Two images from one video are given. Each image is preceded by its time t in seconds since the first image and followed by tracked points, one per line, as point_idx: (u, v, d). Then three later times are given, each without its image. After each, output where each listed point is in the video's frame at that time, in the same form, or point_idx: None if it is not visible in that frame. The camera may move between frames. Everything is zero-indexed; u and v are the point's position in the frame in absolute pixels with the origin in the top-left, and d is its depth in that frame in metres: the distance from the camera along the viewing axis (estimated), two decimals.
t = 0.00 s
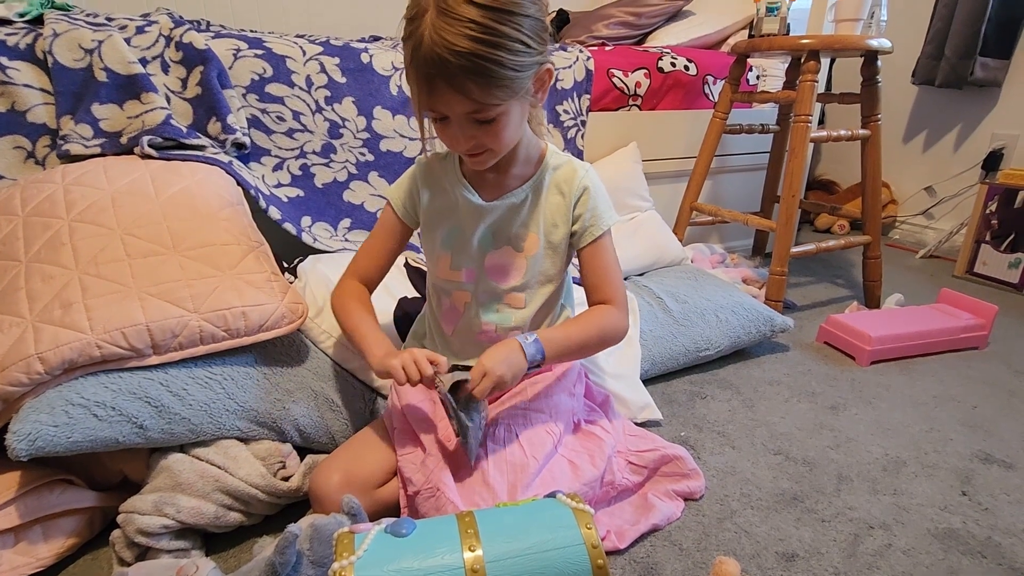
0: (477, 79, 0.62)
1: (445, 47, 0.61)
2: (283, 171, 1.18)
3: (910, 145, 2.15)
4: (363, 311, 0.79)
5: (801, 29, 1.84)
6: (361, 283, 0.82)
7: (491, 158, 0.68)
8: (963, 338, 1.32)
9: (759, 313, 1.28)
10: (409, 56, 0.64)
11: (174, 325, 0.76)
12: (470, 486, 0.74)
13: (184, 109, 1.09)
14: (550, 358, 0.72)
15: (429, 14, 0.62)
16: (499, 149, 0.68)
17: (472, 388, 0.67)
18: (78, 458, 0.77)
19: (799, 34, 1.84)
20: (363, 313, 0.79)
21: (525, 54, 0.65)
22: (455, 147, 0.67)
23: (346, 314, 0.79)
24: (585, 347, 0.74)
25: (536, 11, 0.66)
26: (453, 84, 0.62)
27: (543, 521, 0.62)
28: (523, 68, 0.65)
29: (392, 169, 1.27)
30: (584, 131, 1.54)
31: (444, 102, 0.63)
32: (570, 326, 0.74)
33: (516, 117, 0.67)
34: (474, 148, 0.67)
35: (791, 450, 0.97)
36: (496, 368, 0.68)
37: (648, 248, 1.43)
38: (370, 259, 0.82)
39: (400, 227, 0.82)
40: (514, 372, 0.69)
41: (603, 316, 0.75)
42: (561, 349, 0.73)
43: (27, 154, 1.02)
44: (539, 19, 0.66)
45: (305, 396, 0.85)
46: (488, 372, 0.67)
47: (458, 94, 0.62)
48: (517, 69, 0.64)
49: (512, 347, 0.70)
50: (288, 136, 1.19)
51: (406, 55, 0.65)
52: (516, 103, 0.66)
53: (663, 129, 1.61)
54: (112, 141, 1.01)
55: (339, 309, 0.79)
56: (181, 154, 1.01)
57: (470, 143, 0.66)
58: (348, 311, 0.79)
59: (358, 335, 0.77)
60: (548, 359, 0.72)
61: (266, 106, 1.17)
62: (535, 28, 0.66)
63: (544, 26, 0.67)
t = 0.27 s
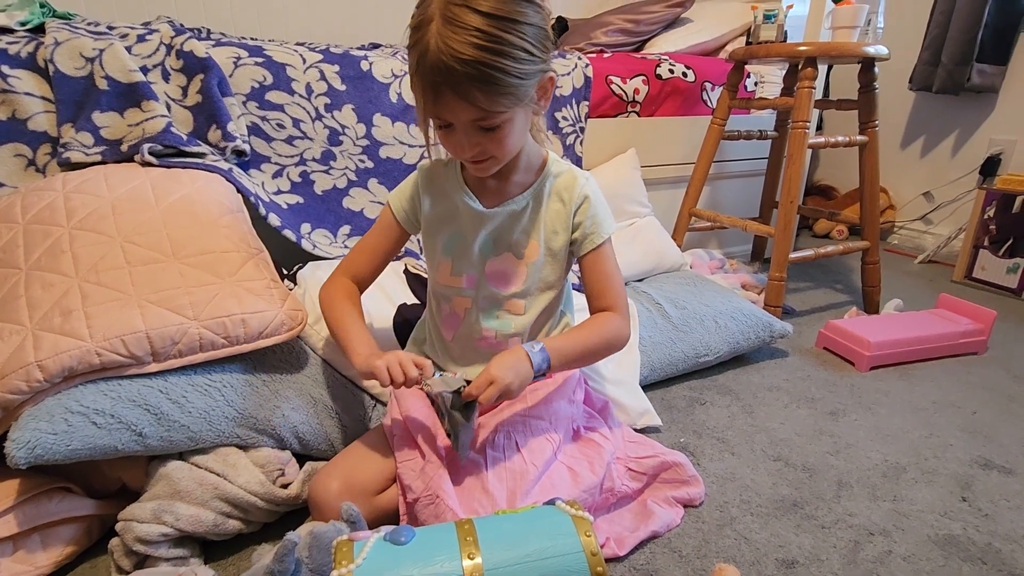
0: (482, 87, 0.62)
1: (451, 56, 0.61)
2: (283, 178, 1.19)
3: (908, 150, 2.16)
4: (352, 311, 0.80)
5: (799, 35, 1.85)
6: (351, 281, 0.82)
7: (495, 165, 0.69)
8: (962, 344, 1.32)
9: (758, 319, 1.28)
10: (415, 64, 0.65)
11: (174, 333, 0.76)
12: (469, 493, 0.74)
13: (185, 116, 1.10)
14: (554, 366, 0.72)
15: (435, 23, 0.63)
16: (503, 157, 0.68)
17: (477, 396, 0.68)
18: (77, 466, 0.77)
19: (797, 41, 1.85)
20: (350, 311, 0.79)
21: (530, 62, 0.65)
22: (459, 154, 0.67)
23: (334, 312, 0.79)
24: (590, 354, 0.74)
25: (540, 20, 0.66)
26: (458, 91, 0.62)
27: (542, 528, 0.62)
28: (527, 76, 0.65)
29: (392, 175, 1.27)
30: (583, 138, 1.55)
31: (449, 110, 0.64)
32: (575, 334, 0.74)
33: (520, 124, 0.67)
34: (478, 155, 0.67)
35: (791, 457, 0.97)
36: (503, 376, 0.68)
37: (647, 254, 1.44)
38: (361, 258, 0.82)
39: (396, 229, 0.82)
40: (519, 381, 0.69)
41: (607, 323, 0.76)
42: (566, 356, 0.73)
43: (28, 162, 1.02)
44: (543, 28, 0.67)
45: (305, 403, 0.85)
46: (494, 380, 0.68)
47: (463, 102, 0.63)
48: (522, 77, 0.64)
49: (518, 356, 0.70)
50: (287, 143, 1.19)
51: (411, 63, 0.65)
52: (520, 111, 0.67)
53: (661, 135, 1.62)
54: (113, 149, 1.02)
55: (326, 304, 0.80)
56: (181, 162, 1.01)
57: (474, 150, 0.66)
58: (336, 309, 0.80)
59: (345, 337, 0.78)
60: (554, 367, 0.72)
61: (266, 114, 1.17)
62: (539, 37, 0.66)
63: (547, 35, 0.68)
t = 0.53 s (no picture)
0: (485, 98, 0.63)
1: (454, 67, 0.62)
2: (283, 187, 1.19)
3: (904, 157, 2.17)
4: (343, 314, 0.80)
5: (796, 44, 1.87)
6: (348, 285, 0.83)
7: (496, 174, 0.69)
8: (959, 350, 1.32)
9: (756, 326, 1.28)
10: (417, 75, 0.65)
11: (174, 341, 0.77)
12: (467, 502, 0.74)
13: (186, 126, 1.11)
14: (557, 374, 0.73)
15: (437, 35, 0.64)
16: (503, 166, 0.69)
17: (483, 408, 0.67)
18: (77, 475, 0.77)
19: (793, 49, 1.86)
20: (343, 314, 0.80)
21: (531, 74, 0.66)
22: (460, 163, 0.68)
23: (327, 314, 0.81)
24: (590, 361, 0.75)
25: (540, 32, 0.67)
26: (460, 103, 0.63)
27: (540, 536, 0.63)
28: (529, 88, 0.66)
29: (391, 183, 1.28)
30: (582, 146, 1.56)
31: (451, 121, 0.64)
32: (576, 342, 0.75)
33: (520, 135, 0.68)
34: (479, 165, 0.68)
35: (789, 464, 0.97)
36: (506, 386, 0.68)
37: (646, 261, 1.45)
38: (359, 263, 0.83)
39: (392, 236, 0.83)
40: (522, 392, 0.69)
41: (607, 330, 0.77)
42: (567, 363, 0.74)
43: (30, 171, 1.03)
44: (544, 40, 0.67)
45: (304, 410, 0.86)
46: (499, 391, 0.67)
47: (465, 113, 0.63)
48: (523, 88, 0.65)
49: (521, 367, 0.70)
50: (287, 152, 1.20)
51: (414, 74, 0.66)
52: (521, 122, 0.67)
53: (659, 143, 1.63)
54: (114, 158, 1.02)
55: (320, 306, 0.81)
56: (182, 171, 1.02)
57: (476, 160, 0.67)
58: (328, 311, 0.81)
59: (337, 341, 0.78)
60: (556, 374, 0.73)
61: (267, 123, 1.18)
62: (540, 49, 0.67)
63: (548, 46, 0.69)
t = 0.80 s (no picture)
0: (486, 103, 0.63)
1: (455, 72, 0.62)
2: (284, 189, 1.19)
3: (904, 161, 2.17)
4: (343, 312, 0.81)
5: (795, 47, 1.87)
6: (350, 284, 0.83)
7: (497, 178, 0.70)
8: (959, 353, 1.32)
9: (757, 328, 1.28)
10: (419, 78, 0.65)
11: (174, 343, 0.76)
12: (468, 504, 0.74)
13: (187, 128, 1.11)
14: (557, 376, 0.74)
15: (439, 39, 0.64)
16: (504, 169, 0.69)
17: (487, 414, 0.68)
18: (77, 477, 0.77)
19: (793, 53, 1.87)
20: (343, 315, 0.80)
21: (533, 79, 0.66)
22: (462, 166, 0.68)
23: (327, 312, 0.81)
24: (591, 363, 0.76)
25: (542, 37, 0.67)
26: (462, 107, 0.63)
27: (541, 538, 0.63)
28: (530, 93, 0.66)
29: (392, 186, 1.28)
30: (582, 149, 1.56)
31: (452, 124, 0.65)
32: (577, 343, 0.76)
33: (521, 139, 0.68)
34: (480, 168, 0.68)
35: (790, 466, 0.97)
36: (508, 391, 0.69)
37: (646, 263, 1.45)
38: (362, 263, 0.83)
39: (392, 236, 0.83)
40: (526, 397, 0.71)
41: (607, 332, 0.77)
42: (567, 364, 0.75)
43: (31, 173, 1.03)
44: (546, 45, 0.68)
45: (305, 413, 0.85)
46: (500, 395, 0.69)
47: (467, 117, 0.64)
48: (525, 93, 0.65)
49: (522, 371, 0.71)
50: (288, 154, 1.20)
51: (415, 77, 0.66)
52: (522, 126, 0.68)
53: (659, 146, 1.63)
54: (116, 161, 1.03)
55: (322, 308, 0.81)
56: (183, 173, 1.02)
57: (477, 164, 0.67)
58: (328, 309, 0.81)
59: (337, 339, 0.79)
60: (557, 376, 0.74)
61: (268, 125, 1.18)
62: (541, 53, 0.67)
63: (550, 51, 0.69)
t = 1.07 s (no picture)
0: (485, 104, 0.63)
1: (455, 73, 0.62)
2: (284, 189, 1.19)
3: (904, 162, 2.17)
4: (342, 311, 0.80)
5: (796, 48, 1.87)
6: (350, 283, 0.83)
7: (496, 179, 0.69)
8: (960, 354, 1.32)
9: (757, 329, 1.28)
10: (418, 79, 0.65)
11: (174, 343, 0.76)
12: (468, 505, 0.74)
13: (187, 128, 1.11)
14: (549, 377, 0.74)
15: (439, 40, 0.64)
16: (503, 171, 0.69)
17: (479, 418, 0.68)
18: (77, 477, 0.77)
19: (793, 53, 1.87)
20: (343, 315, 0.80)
21: (532, 80, 0.66)
22: (461, 167, 0.68)
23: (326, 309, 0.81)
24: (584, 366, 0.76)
25: (542, 39, 0.67)
26: (461, 109, 0.63)
27: (541, 538, 0.62)
28: (529, 94, 0.66)
29: (392, 186, 1.28)
30: (582, 149, 1.56)
31: (451, 125, 0.64)
32: (572, 343, 0.76)
33: (521, 140, 0.68)
34: (479, 170, 0.68)
35: (791, 467, 0.97)
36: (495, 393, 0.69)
37: (646, 264, 1.44)
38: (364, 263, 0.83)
39: (391, 236, 0.82)
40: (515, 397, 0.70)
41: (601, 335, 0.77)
42: (561, 366, 0.74)
43: (31, 173, 1.03)
44: (546, 46, 0.68)
45: (305, 413, 0.85)
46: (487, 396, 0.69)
47: (466, 118, 0.63)
48: (524, 95, 0.65)
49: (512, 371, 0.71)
50: (289, 154, 1.20)
51: (415, 78, 0.66)
52: (522, 127, 0.68)
53: (659, 147, 1.63)
54: (116, 161, 1.02)
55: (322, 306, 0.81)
56: (184, 173, 1.01)
57: (476, 165, 0.67)
58: (327, 307, 0.81)
59: (337, 337, 0.79)
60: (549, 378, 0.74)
61: (268, 126, 1.18)
62: (541, 55, 0.67)
63: (550, 52, 0.69)
